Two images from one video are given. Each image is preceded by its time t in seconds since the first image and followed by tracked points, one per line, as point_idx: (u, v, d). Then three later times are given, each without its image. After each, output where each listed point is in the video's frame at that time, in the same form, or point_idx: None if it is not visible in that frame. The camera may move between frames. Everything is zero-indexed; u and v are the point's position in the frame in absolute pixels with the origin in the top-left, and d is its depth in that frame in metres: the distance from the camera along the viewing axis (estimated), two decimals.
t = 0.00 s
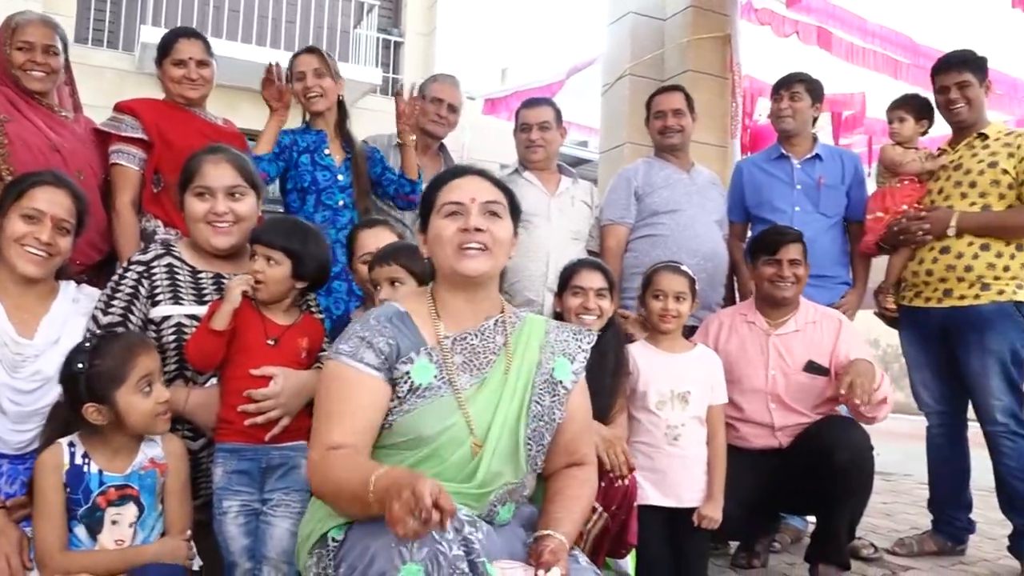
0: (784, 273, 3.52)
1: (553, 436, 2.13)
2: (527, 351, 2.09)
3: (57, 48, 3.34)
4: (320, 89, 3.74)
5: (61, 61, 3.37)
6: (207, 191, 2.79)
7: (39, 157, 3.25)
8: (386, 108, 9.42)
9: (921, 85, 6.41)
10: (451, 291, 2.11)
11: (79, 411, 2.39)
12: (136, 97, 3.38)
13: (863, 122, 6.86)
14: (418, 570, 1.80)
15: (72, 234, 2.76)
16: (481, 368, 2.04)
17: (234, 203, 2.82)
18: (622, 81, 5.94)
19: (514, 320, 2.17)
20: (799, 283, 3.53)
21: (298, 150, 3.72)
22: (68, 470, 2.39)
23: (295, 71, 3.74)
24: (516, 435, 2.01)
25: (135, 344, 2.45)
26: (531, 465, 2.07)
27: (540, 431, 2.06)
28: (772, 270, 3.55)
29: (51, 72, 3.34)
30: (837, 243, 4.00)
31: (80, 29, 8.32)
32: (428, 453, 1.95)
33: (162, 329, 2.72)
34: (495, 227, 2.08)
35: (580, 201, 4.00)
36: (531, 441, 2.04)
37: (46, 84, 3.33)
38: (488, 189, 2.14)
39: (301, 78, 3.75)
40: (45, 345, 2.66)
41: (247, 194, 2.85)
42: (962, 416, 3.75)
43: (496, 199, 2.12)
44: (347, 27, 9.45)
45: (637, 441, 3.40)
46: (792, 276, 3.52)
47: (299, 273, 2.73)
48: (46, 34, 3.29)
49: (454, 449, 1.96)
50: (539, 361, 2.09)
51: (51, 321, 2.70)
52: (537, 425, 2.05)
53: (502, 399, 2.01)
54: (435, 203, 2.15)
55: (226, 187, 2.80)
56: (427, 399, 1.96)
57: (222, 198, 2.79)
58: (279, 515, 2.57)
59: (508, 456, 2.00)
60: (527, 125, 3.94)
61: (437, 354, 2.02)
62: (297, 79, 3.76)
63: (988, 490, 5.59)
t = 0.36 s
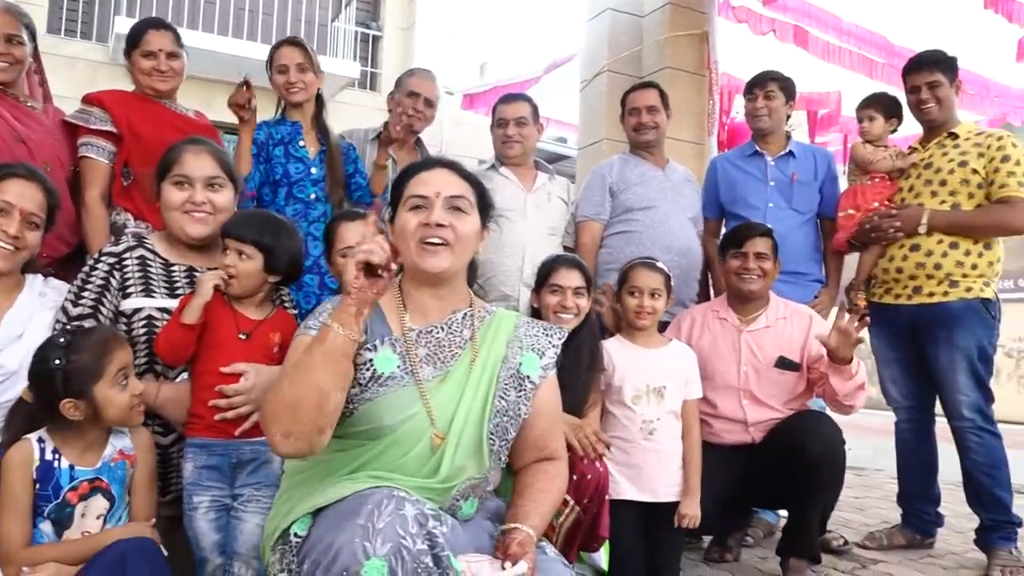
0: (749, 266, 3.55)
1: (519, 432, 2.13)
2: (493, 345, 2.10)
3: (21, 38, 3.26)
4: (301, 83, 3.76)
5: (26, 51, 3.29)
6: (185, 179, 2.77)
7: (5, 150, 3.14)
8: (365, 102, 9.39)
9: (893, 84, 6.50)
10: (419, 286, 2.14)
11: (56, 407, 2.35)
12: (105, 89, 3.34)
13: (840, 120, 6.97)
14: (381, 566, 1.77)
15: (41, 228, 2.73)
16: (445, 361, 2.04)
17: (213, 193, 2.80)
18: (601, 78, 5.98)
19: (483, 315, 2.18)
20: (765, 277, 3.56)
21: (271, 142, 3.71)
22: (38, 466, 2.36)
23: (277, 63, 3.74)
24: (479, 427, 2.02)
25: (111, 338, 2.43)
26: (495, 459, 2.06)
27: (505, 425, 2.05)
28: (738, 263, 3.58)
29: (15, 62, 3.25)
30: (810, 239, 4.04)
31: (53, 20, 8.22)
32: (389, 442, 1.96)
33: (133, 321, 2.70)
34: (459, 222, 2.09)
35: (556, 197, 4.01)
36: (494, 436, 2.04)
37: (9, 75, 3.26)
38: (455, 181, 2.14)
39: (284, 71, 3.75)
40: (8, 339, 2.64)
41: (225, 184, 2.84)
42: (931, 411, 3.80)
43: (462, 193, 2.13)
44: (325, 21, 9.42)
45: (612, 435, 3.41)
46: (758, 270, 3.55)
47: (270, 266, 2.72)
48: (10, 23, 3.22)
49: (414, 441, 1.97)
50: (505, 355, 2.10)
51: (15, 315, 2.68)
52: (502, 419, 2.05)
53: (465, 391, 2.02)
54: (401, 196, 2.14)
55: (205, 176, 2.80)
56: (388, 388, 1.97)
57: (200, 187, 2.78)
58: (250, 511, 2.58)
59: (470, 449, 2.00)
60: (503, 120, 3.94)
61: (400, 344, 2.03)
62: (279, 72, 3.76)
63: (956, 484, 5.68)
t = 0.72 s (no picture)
0: (734, 263, 3.56)
1: (498, 429, 2.15)
2: (474, 343, 2.10)
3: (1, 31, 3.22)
4: (287, 77, 3.76)
5: (4, 43, 3.24)
6: (170, 176, 2.76)
7: None
8: (348, 99, 9.38)
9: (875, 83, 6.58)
10: (400, 289, 2.12)
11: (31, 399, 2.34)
12: (85, 84, 3.31)
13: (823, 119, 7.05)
14: (359, 562, 1.76)
15: (15, 223, 2.64)
16: (429, 359, 2.04)
17: (197, 189, 2.79)
18: (585, 75, 5.99)
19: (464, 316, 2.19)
20: (747, 276, 3.57)
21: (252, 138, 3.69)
22: (17, 462, 2.33)
23: (263, 57, 3.74)
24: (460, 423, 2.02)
25: (85, 330, 2.41)
26: (476, 456, 2.08)
27: (487, 421, 2.08)
28: (721, 261, 3.60)
29: None
30: (792, 237, 4.07)
31: (33, 13, 8.14)
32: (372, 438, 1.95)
33: (115, 316, 2.68)
34: (444, 231, 2.09)
35: (540, 194, 4.02)
36: (474, 431, 2.05)
37: None
38: (442, 190, 2.13)
39: (269, 64, 3.75)
40: None
41: (211, 181, 2.83)
42: (910, 408, 3.83)
43: (449, 202, 2.12)
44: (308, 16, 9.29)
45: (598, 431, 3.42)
46: (741, 268, 3.56)
47: (257, 267, 2.72)
48: None
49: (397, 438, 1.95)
50: (486, 353, 2.11)
51: None
52: (482, 416, 2.07)
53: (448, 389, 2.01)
54: (388, 199, 2.14)
55: (191, 173, 2.79)
56: (372, 386, 1.97)
57: (186, 183, 2.77)
58: (233, 507, 2.56)
59: (452, 445, 1.99)
60: (487, 118, 3.95)
61: (384, 343, 2.03)
62: (266, 66, 3.76)
63: (934, 479, 5.76)
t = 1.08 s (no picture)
0: (723, 269, 3.56)
1: (493, 424, 2.14)
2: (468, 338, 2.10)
3: None
4: (284, 63, 3.74)
5: None
6: (165, 175, 2.74)
7: None
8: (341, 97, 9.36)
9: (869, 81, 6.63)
10: (394, 287, 2.12)
11: (19, 397, 2.33)
12: (77, 83, 3.28)
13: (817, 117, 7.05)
14: (353, 560, 1.74)
15: (8, 220, 2.62)
16: (423, 354, 2.04)
17: (192, 188, 2.79)
18: (579, 74, 5.99)
19: (458, 310, 2.18)
20: (738, 279, 3.57)
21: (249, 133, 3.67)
22: (6, 461, 2.32)
23: (258, 46, 3.71)
24: (456, 419, 2.02)
25: (74, 328, 2.39)
26: (472, 451, 2.07)
27: (482, 417, 2.06)
28: (711, 266, 3.60)
29: None
30: (788, 235, 4.07)
31: (24, 12, 8.09)
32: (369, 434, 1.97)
33: (108, 316, 2.66)
34: (436, 228, 2.08)
35: (534, 193, 4.03)
36: (470, 425, 2.03)
37: None
38: (432, 187, 2.13)
39: (265, 53, 3.72)
40: None
41: (205, 179, 2.83)
42: (905, 405, 3.84)
43: (439, 199, 2.12)
44: (302, 14, 9.33)
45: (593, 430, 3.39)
46: (731, 274, 3.56)
47: (259, 262, 2.74)
48: None
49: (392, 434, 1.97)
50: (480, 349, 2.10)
51: None
52: (479, 411, 2.05)
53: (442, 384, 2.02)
54: (377, 199, 2.13)
55: (185, 171, 2.77)
56: (369, 382, 1.98)
57: (180, 182, 2.76)
58: (228, 507, 2.55)
59: (448, 440, 2.00)
60: (481, 116, 3.93)
61: (379, 339, 2.03)
62: (262, 54, 3.73)
63: (929, 476, 5.77)
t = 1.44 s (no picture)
0: (720, 266, 3.54)
1: (497, 426, 2.15)
2: (474, 339, 2.10)
3: None
4: (289, 76, 3.74)
5: None
6: (165, 168, 2.75)
7: None
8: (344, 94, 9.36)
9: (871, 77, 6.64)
10: (403, 284, 2.13)
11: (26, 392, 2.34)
12: (79, 80, 3.28)
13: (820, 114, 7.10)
14: (358, 554, 1.74)
15: (14, 216, 2.62)
16: (429, 354, 2.04)
17: (193, 181, 2.78)
18: (582, 70, 6.00)
19: (463, 311, 2.18)
20: (735, 278, 3.53)
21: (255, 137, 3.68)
22: (14, 456, 2.33)
23: (264, 56, 3.70)
24: (461, 420, 2.02)
25: (81, 325, 2.41)
26: (475, 451, 2.08)
27: (486, 419, 2.07)
28: (710, 262, 3.59)
29: None
30: (794, 231, 4.06)
31: (28, 10, 8.10)
32: (374, 434, 1.97)
33: (112, 313, 2.67)
34: (444, 225, 2.09)
35: (538, 189, 4.03)
36: (474, 429, 2.04)
37: None
38: (438, 184, 2.13)
39: (271, 64, 3.71)
40: None
41: (206, 173, 2.83)
42: (911, 402, 3.83)
43: (447, 197, 2.12)
44: (304, 11, 9.31)
45: (593, 426, 3.41)
46: (728, 270, 3.53)
47: (271, 258, 2.80)
48: None
49: (397, 434, 1.98)
50: (486, 350, 2.10)
51: None
52: (483, 413, 2.06)
53: (448, 385, 2.02)
54: (383, 197, 2.13)
55: (186, 165, 2.78)
56: (375, 382, 1.98)
57: (182, 176, 2.76)
58: (233, 503, 2.57)
59: (454, 439, 2.00)
60: (484, 113, 3.93)
61: (385, 338, 2.03)
62: (267, 65, 3.72)
63: (934, 474, 5.76)
